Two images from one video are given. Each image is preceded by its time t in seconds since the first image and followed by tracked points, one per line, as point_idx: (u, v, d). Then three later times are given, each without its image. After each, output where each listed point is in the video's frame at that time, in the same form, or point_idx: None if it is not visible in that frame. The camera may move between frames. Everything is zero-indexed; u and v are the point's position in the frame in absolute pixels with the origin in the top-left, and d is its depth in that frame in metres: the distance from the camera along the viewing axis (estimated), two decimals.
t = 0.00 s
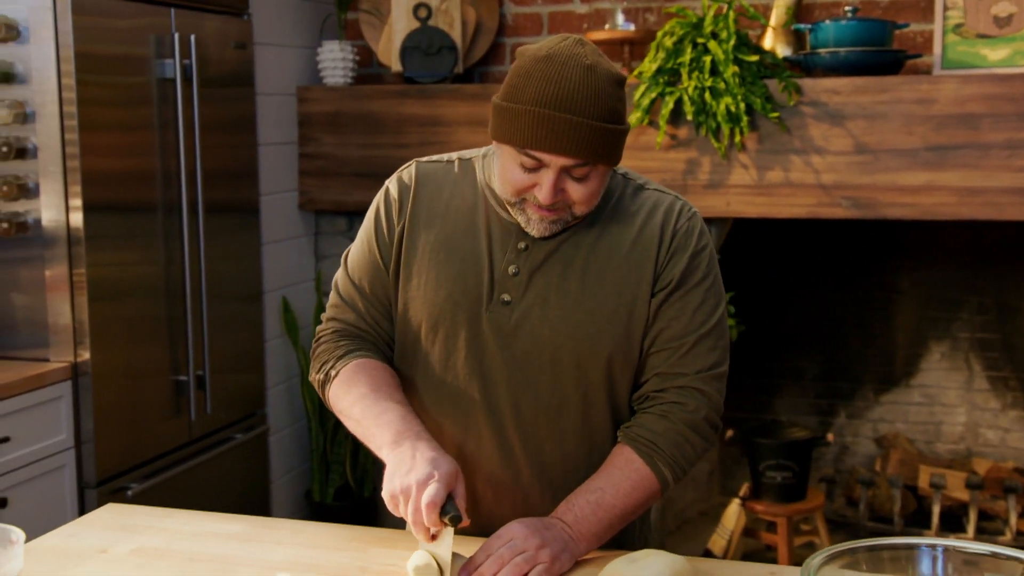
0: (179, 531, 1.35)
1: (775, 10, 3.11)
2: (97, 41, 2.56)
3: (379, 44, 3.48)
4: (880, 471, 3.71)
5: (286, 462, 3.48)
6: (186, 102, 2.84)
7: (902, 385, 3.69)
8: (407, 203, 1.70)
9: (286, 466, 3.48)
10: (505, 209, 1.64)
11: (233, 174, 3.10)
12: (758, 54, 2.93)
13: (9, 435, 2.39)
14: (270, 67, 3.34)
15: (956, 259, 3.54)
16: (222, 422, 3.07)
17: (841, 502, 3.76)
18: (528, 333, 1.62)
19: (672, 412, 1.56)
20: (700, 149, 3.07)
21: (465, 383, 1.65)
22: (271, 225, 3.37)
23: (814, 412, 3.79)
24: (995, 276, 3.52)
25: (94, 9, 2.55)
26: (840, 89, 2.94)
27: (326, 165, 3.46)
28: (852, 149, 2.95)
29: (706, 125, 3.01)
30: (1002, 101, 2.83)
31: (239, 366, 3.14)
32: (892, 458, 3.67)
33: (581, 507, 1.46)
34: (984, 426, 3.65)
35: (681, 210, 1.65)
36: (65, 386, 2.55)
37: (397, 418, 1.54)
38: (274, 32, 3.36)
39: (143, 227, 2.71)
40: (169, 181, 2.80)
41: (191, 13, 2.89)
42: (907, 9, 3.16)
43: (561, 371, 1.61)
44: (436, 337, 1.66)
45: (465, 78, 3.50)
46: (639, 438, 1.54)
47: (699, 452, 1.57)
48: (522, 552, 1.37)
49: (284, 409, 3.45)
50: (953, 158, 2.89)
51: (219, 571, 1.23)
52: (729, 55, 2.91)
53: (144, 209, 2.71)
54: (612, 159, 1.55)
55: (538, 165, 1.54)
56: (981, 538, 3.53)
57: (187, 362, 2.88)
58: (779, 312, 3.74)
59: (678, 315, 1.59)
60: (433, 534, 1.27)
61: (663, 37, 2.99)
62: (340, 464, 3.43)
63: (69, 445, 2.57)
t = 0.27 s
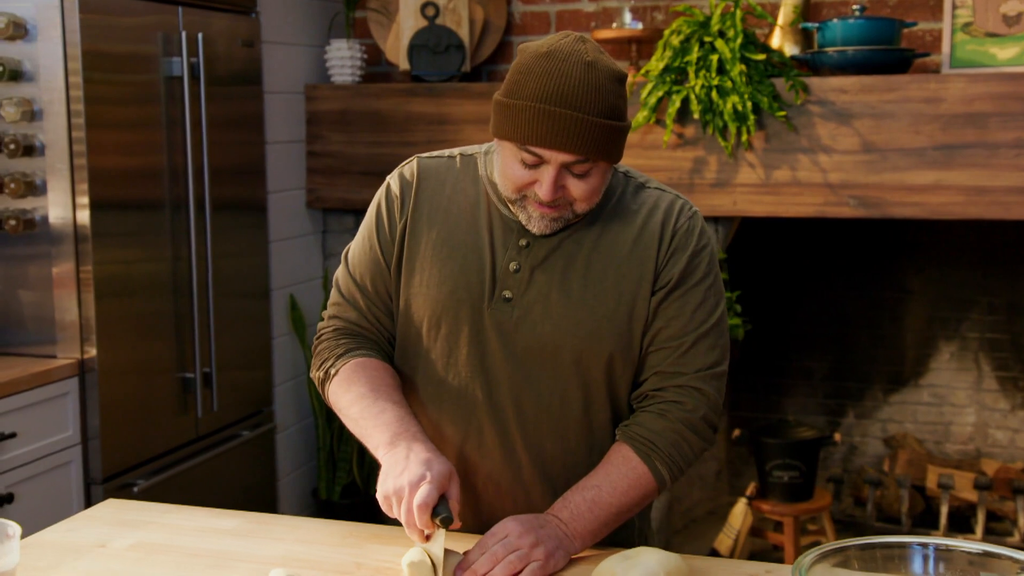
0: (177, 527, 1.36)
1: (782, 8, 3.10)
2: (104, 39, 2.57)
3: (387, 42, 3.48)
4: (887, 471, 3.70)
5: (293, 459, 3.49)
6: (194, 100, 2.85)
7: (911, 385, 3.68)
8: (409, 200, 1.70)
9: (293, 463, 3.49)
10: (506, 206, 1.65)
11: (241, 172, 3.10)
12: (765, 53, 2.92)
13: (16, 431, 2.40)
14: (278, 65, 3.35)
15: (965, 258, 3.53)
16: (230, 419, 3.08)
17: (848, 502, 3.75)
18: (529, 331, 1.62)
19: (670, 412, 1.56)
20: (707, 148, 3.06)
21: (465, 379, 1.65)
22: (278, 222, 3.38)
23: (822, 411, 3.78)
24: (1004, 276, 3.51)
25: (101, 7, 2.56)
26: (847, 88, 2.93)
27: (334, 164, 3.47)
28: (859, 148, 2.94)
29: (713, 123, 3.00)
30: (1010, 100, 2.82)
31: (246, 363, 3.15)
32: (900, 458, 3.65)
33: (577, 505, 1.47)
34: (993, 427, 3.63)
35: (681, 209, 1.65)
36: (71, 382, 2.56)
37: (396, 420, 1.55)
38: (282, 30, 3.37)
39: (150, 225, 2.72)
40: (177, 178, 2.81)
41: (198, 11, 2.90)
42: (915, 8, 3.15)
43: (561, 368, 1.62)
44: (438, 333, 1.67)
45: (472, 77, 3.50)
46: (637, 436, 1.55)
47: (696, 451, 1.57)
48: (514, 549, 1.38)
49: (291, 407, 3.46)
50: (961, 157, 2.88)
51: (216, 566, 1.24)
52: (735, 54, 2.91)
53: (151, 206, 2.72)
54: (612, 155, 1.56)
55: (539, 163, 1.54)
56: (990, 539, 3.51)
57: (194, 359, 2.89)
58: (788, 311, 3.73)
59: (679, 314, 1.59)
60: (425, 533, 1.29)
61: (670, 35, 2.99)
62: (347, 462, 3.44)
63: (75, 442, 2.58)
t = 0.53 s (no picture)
0: (174, 522, 1.37)
1: (792, 6, 3.05)
2: (113, 37, 2.58)
3: (397, 40, 3.49)
4: (898, 472, 3.66)
5: (302, 456, 3.50)
6: (202, 98, 2.86)
7: (923, 386, 3.64)
8: (405, 196, 1.71)
9: (302, 460, 3.50)
10: (502, 201, 1.65)
11: (250, 169, 3.11)
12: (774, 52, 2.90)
13: (24, 426, 2.42)
14: (288, 63, 3.35)
15: (977, 258, 3.50)
16: (238, 416, 3.10)
17: (858, 503, 3.72)
18: (523, 325, 1.62)
19: (655, 402, 1.55)
20: (716, 146, 3.05)
21: (459, 373, 1.66)
22: (288, 220, 3.39)
23: (833, 412, 3.75)
24: (1017, 276, 3.48)
25: (111, 4, 2.57)
26: (857, 86, 2.91)
27: (344, 161, 3.47)
28: (869, 147, 2.93)
29: (722, 122, 2.99)
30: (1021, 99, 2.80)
31: (255, 360, 3.16)
32: (911, 459, 3.61)
33: (555, 494, 1.47)
34: (1005, 428, 3.59)
35: (675, 204, 1.65)
36: (79, 378, 2.57)
37: (386, 418, 1.55)
38: (293, 29, 3.37)
39: (159, 222, 2.73)
40: (185, 175, 2.81)
41: (207, 9, 2.90)
42: (926, 6, 3.12)
43: (553, 362, 1.62)
44: (433, 327, 1.67)
45: (482, 75, 3.49)
46: (622, 425, 1.54)
47: (682, 443, 1.57)
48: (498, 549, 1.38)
49: (301, 404, 3.47)
50: (971, 156, 2.85)
51: (210, 562, 1.24)
52: (745, 52, 2.88)
53: (160, 204, 2.73)
54: (603, 144, 1.55)
55: (530, 152, 1.54)
56: (1001, 542, 3.51)
57: (202, 356, 2.90)
58: (798, 311, 3.71)
59: (668, 305, 1.59)
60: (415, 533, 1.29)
61: (679, 33, 2.98)
62: (356, 459, 3.45)
63: (83, 438, 2.59)
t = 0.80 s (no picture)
0: (175, 521, 1.37)
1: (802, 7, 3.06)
2: (123, 38, 2.59)
3: (407, 39, 3.49)
4: (909, 474, 3.62)
5: (312, 455, 3.51)
6: (212, 98, 2.87)
7: (935, 387, 3.62)
8: (396, 205, 1.72)
9: (312, 459, 3.51)
10: (488, 202, 1.65)
11: (260, 168, 3.12)
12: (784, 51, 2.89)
13: (34, 424, 2.43)
14: (298, 63, 3.36)
15: (989, 259, 3.48)
16: (248, 414, 3.11)
17: (869, 504, 3.70)
18: (510, 324, 1.61)
19: (658, 394, 1.53)
20: (726, 146, 3.03)
21: (449, 374, 1.65)
22: (299, 220, 3.40)
23: (844, 413, 3.72)
24: None
25: (122, 4, 2.58)
26: (867, 87, 2.90)
27: (354, 162, 3.48)
28: (880, 147, 2.91)
29: (732, 122, 2.98)
30: None
31: (264, 359, 3.17)
32: (922, 461, 3.58)
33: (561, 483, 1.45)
34: (1018, 431, 3.56)
35: (661, 196, 1.63)
36: (89, 376, 2.59)
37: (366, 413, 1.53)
38: (304, 29, 3.38)
39: (168, 221, 2.74)
40: (195, 175, 2.82)
41: (218, 9, 2.91)
42: (937, 6, 3.11)
43: (541, 359, 1.60)
44: (422, 331, 1.67)
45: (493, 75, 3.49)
46: (626, 417, 1.52)
47: (686, 434, 1.54)
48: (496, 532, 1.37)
49: (311, 403, 3.48)
50: (981, 157, 2.83)
51: (209, 560, 1.25)
52: (754, 53, 2.88)
53: (170, 203, 2.75)
54: (574, 125, 1.53)
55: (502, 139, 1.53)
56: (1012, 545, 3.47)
57: (211, 355, 2.91)
58: (809, 311, 3.69)
59: (661, 298, 1.57)
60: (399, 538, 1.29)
61: (688, 33, 2.97)
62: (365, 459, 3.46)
63: (93, 436, 2.61)
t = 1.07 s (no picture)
0: (179, 521, 1.39)
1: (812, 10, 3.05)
2: (135, 40, 2.61)
3: (418, 42, 3.50)
4: (921, 477, 3.59)
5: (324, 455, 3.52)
6: (223, 101, 2.88)
7: (948, 391, 3.59)
8: (385, 218, 1.69)
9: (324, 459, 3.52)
10: (474, 206, 1.60)
11: (271, 170, 3.13)
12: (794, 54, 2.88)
13: (45, 424, 2.45)
14: (310, 66, 3.38)
15: (1002, 263, 3.45)
16: (259, 415, 3.12)
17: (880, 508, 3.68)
18: (500, 330, 1.56)
19: (699, 380, 1.50)
20: (736, 149, 3.02)
21: (441, 381, 1.60)
22: (310, 222, 3.41)
23: (856, 416, 3.71)
24: None
25: (132, 7, 2.60)
26: (877, 89, 2.88)
27: (365, 163, 3.49)
28: (890, 150, 2.89)
29: (743, 125, 2.96)
30: None
31: (274, 360, 3.18)
32: (934, 464, 3.55)
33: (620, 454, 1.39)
34: None
35: (651, 198, 1.58)
36: (100, 377, 2.61)
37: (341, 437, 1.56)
38: (315, 32, 3.39)
39: (179, 223, 2.75)
40: (206, 177, 2.84)
41: (229, 12, 2.93)
42: (950, 8, 3.09)
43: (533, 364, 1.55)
44: (411, 340, 1.62)
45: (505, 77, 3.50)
46: (672, 402, 1.48)
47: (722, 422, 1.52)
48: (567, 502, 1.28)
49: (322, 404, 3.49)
50: (993, 160, 2.81)
51: (210, 561, 1.26)
52: (764, 55, 2.87)
53: (181, 205, 2.76)
54: (548, 109, 1.52)
55: (478, 132, 1.52)
56: None
57: (221, 356, 2.93)
58: (820, 314, 3.67)
59: (677, 296, 1.54)
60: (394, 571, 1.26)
61: (699, 36, 2.96)
62: (376, 460, 3.46)
63: (104, 436, 2.63)
